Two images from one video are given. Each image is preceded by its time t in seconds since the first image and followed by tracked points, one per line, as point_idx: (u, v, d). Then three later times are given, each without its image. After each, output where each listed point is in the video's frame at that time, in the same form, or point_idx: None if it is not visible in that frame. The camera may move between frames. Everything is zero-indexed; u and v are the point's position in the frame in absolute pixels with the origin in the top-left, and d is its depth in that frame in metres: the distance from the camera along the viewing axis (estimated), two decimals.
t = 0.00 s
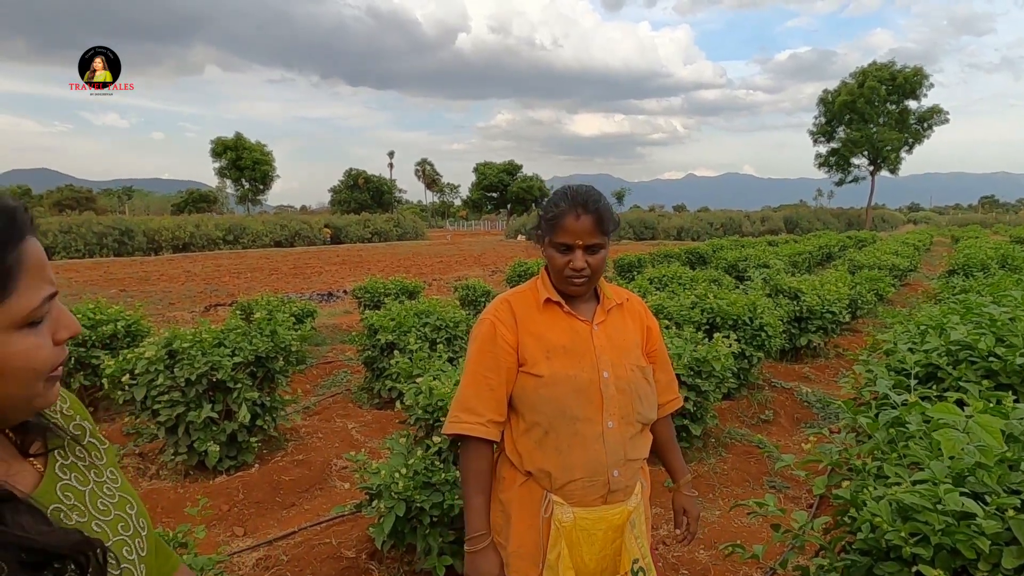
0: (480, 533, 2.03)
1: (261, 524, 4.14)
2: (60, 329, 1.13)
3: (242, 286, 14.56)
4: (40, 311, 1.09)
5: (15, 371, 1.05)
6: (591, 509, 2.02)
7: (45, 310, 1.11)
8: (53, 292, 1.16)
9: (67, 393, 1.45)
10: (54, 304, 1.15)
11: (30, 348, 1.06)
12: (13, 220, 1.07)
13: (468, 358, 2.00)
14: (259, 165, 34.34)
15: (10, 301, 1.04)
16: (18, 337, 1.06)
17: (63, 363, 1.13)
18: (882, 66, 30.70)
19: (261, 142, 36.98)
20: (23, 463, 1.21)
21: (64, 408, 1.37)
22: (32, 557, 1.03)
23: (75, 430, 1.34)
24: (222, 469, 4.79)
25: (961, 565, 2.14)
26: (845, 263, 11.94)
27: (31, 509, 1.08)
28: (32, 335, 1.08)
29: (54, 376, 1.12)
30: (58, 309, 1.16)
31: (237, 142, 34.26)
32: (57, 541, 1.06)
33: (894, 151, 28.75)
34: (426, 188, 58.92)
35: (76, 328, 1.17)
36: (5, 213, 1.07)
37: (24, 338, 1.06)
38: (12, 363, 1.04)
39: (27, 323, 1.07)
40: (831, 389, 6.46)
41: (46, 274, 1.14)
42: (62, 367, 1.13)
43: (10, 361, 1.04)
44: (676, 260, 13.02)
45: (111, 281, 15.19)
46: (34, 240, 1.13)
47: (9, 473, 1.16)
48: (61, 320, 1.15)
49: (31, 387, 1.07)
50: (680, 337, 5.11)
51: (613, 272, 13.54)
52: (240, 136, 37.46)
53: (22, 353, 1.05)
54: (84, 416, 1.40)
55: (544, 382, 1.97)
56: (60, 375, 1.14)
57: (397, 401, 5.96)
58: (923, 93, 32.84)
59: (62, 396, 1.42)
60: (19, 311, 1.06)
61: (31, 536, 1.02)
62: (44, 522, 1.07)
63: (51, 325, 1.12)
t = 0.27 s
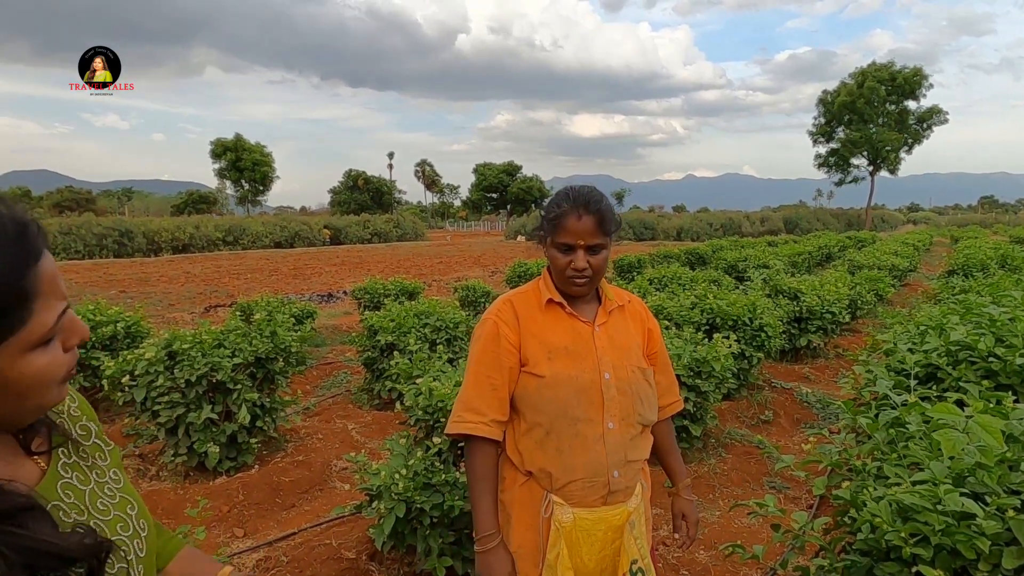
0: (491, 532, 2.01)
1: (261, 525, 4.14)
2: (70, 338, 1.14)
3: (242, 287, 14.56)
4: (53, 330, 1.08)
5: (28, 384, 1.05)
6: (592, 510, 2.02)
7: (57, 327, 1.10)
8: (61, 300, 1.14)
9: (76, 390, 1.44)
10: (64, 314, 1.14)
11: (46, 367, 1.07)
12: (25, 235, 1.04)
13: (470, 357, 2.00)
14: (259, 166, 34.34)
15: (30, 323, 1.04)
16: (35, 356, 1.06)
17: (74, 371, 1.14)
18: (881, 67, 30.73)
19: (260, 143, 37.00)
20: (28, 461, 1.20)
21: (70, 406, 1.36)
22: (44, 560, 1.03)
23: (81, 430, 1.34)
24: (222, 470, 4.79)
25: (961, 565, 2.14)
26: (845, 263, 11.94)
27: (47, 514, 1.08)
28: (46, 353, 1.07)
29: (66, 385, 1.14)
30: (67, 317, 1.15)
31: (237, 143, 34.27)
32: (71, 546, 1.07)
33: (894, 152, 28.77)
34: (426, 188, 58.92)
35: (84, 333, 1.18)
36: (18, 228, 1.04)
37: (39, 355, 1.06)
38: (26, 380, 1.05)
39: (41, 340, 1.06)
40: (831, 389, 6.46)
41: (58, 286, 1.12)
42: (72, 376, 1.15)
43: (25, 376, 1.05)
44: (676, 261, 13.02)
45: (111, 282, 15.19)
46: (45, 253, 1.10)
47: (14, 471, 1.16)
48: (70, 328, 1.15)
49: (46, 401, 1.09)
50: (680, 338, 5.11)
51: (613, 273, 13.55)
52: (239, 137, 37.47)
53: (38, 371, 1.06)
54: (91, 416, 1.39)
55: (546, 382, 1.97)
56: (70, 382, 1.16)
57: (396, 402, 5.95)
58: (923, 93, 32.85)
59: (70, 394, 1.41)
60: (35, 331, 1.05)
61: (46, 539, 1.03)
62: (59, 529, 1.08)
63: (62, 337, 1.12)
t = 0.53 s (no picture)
0: (480, 531, 2.06)
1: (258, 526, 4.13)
2: (84, 344, 1.14)
3: (239, 287, 14.54)
4: (68, 327, 1.09)
5: (36, 384, 1.05)
6: (590, 509, 2.02)
7: (73, 327, 1.11)
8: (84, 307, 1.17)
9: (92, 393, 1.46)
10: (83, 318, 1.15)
11: (55, 364, 1.07)
12: (59, 239, 1.08)
13: (469, 358, 2.01)
14: (256, 166, 34.28)
15: (46, 314, 1.05)
16: (46, 352, 1.06)
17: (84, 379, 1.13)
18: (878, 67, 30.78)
19: (257, 144, 36.93)
20: (32, 466, 1.21)
21: (82, 411, 1.37)
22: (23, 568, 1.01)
23: (90, 434, 1.34)
24: (219, 471, 4.78)
25: (958, 565, 2.14)
26: (842, 264, 11.96)
27: (35, 521, 1.06)
28: (58, 350, 1.08)
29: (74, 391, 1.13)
30: (86, 324, 1.16)
31: (234, 143, 34.19)
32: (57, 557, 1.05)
33: (891, 152, 28.83)
34: (423, 189, 58.86)
35: (100, 342, 1.18)
36: (50, 231, 1.08)
37: (51, 355, 1.07)
38: (35, 376, 1.05)
39: (55, 339, 1.07)
40: (828, 389, 6.47)
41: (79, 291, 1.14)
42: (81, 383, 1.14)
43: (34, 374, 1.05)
44: (673, 261, 13.03)
45: (108, 283, 15.17)
46: (74, 259, 1.14)
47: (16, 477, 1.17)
48: (86, 334, 1.15)
49: (52, 399, 1.08)
50: (678, 338, 5.12)
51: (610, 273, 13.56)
52: (236, 137, 37.40)
53: (45, 368, 1.06)
54: (102, 419, 1.40)
55: (545, 382, 1.97)
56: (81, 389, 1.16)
57: (394, 402, 5.95)
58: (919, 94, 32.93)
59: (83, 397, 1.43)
60: (49, 326, 1.06)
61: (33, 551, 1.02)
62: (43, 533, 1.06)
63: (76, 340, 1.12)
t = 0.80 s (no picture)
0: (477, 530, 2.04)
1: (254, 526, 4.11)
2: (73, 345, 1.14)
3: (235, 287, 14.50)
4: (59, 326, 1.09)
5: (24, 381, 1.05)
6: (588, 508, 2.02)
7: (65, 325, 1.11)
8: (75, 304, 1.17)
9: (82, 394, 1.45)
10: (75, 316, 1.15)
11: (45, 362, 1.07)
12: (53, 237, 1.09)
13: (466, 358, 2.00)
14: (251, 166, 34.20)
15: (37, 311, 1.05)
16: (35, 350, 1.06)
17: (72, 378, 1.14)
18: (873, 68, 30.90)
19: (253, 143, 36.83)
20: (27, 461, 1.21)
21: (76, 410, 1.37)
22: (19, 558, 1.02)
23: (84, 432, 1.34)
24: (214, 471, 4.76)
25: (952, 563, 2.15)
26: (837, 263, 12.00)
27: (27, 510, 1.07)
28: (49, 348, 1.08)
29: (58, 392, 1.13)
30: (77, 321, 1.16)
31: (229, 142, 34.10)
32: (51, 543, 1.05)
33: (885, 152, 28.94)
34: (419, 189, 58.78)
35: (90, 345, 1.18)
36: (46, 229, 1.08)
37: (39, 352, 1.06)
38: (22, 373, 1.05)
39: (46, 336, 1.07)
40: (823, 388, 6.49)
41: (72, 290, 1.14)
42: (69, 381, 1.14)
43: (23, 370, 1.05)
44: (668, 261, 13.06)
45: (102, 282, 15.11)
46: (65, 255, 1.14)
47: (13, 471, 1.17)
48: (78, 333, 1.15)
49: (40, 400, 1.09)
50: (673, 337, 5.13)
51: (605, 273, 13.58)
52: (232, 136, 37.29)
53: (36, 366, 1.06)
54: (96, 418, 1.40)
55: (541, 382, 1.97)
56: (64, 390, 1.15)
57: (389, 402, 5.94)
58: (914, 94, 33.08)
59: (77, 396, 1.43)
60: (39, 324, 1.06)
61: (30, 536, 1.03)
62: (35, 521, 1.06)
63: (66, 341, 1.12)
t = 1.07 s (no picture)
0: (479, 530, 2.02)
1: (251, 526, 4.11)
2: (61, 328, 1.13)
3: (231, 287, 14.47)
4: (40, 307, 1.09)
5: (13, 365, 1.05)
6: (584, 506, 2.02)
7: (46, 307, 1.11)
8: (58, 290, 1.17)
9: (78, 395, 1.44)
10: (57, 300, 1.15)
11: (30, 345, 1.06)
12: (22, 221, 1.09)
13: (463, 357, 2.00)
14: (247, 166, 34.12)
15: (14, 294, 1.05)
16: (18, 333, 1.06)
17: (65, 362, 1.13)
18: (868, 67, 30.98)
19: (248, 143, 36.74)
20: (27, 461, 1.20)
21: (74, 412, 1.36)
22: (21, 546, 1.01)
23: (84, 433, 1.34)
24: (210, 472, 4.75)
25: (947, 561, 2.16)
26: (832, 262, 12.03)
27: (30, 506, 1.07)
28: (32, 331, 1.08)
29: (54, 375, 1.12)
30: (61, 306, 1.16)
31: (225, 142, 34.01)
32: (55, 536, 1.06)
33: (880, 152, 29.03)
34: (415, 188, 58.72)
35: (79, 327, 1.17)
36: (14, 213, 1.09)
37: (23, 335, 1.06)
38: (13, 359, 1.05)
39: (26, 319, 1.07)
40: (819, 387, 6.51)
41: (52, 273, 1.14)
42: (63, 366, 1.13)
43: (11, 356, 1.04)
44: (665, 260, 13.08)
45: (98, 283, 15.07)
46: (41, 239, 1.14)
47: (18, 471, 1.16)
48: (62, 318, 1.15)
49: (33, 383, 1.08)
50: (670, 336, 5.14)
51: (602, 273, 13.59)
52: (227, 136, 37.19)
53: (22, 349, 1.06)
54: (95, 420, 1.40)
55: (539, 381, 1.97)
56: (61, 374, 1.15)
57: (386, 402, 5.93)
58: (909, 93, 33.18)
59: (73, 398, 1.41)
60: (20, 306, 1.06)
61: (30, 528, 1.02)
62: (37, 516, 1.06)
63: (52, 324, 1.12)
